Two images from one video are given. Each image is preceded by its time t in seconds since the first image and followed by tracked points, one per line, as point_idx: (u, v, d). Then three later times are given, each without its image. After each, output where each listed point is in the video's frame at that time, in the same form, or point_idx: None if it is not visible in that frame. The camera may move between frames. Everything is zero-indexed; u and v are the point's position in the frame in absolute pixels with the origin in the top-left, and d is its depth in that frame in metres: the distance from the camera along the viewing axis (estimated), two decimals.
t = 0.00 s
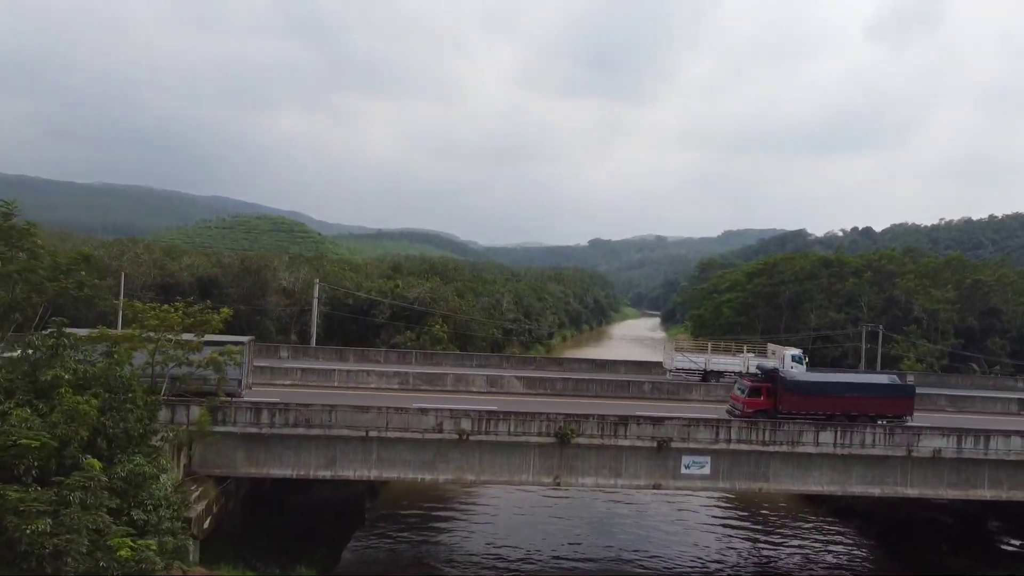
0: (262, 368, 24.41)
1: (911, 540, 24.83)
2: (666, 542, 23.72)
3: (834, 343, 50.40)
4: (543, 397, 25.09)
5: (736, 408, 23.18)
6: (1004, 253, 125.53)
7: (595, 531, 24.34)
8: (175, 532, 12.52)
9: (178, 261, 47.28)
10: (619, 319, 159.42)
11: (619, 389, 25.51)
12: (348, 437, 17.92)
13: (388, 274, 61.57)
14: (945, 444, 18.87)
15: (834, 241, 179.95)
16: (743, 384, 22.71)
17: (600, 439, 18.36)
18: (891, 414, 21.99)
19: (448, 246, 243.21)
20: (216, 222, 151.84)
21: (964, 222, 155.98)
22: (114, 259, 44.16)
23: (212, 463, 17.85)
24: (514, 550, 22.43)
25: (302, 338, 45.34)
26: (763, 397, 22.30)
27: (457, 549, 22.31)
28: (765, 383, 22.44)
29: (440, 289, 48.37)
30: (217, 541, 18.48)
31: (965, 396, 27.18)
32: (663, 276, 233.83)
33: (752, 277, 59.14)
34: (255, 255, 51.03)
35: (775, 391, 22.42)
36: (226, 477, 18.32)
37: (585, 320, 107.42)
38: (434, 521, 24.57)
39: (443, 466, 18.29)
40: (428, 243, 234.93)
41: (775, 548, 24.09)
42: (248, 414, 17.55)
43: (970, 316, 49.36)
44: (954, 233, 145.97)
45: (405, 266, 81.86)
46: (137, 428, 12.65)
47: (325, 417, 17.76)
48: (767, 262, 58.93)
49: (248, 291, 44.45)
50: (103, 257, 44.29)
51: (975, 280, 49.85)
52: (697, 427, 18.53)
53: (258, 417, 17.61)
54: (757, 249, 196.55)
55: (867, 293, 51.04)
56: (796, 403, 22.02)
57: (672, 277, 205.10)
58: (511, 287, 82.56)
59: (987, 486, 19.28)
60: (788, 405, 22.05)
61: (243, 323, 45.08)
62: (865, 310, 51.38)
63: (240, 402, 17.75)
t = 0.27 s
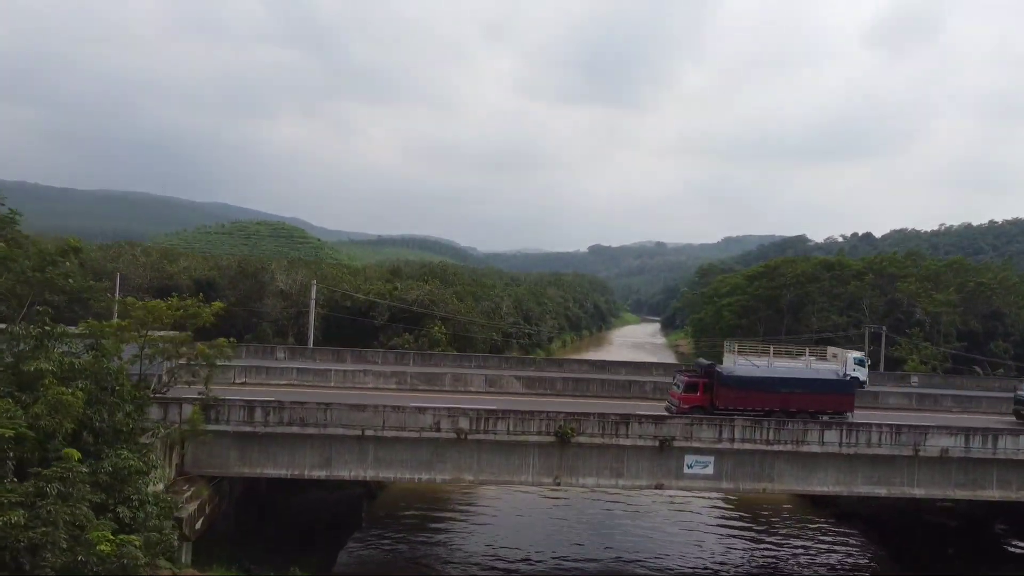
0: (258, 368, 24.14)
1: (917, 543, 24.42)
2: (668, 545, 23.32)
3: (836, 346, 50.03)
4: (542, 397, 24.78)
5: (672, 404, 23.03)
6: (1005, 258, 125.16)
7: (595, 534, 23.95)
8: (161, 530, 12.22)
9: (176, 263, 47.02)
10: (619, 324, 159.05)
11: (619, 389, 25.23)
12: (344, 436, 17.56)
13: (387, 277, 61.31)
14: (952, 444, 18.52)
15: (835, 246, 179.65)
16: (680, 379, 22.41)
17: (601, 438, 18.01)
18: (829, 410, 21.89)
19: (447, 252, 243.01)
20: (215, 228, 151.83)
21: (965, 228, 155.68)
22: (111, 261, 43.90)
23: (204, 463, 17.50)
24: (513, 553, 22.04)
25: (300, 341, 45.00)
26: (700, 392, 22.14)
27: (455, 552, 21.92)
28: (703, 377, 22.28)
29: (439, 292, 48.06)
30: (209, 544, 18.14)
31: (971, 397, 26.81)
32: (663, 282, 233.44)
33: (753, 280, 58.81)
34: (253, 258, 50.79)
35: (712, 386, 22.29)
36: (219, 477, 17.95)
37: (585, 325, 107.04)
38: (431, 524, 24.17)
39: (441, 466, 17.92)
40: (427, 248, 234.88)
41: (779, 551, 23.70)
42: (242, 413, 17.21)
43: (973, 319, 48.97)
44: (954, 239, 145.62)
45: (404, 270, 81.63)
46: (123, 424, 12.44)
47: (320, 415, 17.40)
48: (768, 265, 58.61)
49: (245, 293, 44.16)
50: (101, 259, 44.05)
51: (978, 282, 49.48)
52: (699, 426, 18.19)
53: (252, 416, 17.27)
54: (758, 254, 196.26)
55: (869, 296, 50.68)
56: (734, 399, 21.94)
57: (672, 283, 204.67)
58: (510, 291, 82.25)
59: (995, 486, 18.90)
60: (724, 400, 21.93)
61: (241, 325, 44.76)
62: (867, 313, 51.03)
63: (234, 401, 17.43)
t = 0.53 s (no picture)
0: (254, 361, 23.98)
1: (922, 538, 24.10)
2: (669, 541, 23.00)
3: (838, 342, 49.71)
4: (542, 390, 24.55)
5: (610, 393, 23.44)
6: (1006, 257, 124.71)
7: (595, 529, 23.62)
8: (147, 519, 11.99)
9: (174, 259, 46.73)
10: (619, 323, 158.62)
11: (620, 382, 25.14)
12: (341, 428, 17.25)
13: (386, 274, 61.00)
14: (959, 436, 18.21)
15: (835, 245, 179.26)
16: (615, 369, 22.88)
17: (601, 430, 17.70)
18: (766, 400, 22.02)
19: (447, 251, 242.56)
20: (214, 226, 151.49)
21: (966, 226, 155.29)
22: (108, 257, 43.65)
23: (198, 455, 17.20)
24: (511, 548, 21.72)
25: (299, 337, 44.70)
26: (633, 380, 22.54)
27: (453, 547, 21.60)
28: (636, 366, 22.69)
29: (438, 288, 47.76)
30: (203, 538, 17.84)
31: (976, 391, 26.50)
32: (663, 281, 232.99)
33: (754, 276, 58.47)
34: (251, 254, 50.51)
35: (645, 375, 22.61)
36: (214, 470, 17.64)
37: (586, 324, 106.65)
38: (430, 519, 23.85)
39: (439, 459, 17.60)
40: (427, 248, 234.48)
41: (782, 547, 23.37)
42: (236, 404, 16.92)
43: (976, 316, 48.65)
44: (955, 237, 145.19)
45: (403, 268, 81.35)
46: (112, 411, 12.24)
47: (316, 407, 17.09)
48: (769, 262, 58.28)
49: (243, 289, 43.85)
50: (98, 255, 43.79)
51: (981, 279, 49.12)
52: (702, 418, 17.89)
53: (246, 407, 16.97)
54: (758, 254, 195.83)
55: (871, 292, 50.35)
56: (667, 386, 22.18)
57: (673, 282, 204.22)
58: (510, 289, 81.88)
59: (1003, 479, 18.59)
60: (657, 390, 22.24)
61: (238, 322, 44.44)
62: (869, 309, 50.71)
63: (228, 392, 17.14)
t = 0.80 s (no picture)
0: (250, 354, 23.83)
1: (925, 534, 23.77)
2: (670, 535, 22.71)
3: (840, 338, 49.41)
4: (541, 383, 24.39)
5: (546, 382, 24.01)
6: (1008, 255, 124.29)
7: (596, 524, 23.32)
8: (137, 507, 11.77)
9: (172, 254, 46.52)
10: (619, 322, 158.27)
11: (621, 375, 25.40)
12: (338, 420, 16.95)
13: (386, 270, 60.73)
14: (966, 428, 17.91)
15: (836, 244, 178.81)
16: (547, 357, 23.51)
17: (602, 421, 17.40)
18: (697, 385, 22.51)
19: (447, 251, 242.20)
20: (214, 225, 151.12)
21: (967, 225, 154.85)
22: (106, 253, 43.44)
23: (192, 447, 16.91)
24: (511, 543, 21.42)
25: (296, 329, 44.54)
26: (564, 368, 23.10)
27: (452, 542, 21.30)
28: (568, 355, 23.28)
29: (437, 283, 47.49)
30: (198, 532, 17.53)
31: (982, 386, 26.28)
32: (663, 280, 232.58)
33: (756, 273, 58.20)
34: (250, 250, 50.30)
35: (576, 363, 23.17)
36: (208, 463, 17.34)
37: (586, 322, 106.36)
38: (428, 515, 23.55)
39: (437, 451, 17.30)
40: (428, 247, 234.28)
41: (784, 542, 23.07)
42: (231, 396, 16.63)
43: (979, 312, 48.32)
44: (957, 236, 144.77)
45: (403, 265, 81.04)
46: (100, 398, 12.01)
47: (312, 398, 16.80)
48: (770, 258, 57.96)
49: (241, 284, 43.61)
50: (96, 251, 43.57)
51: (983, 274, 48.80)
52: (705, 409, 17.61)
53: (241, 398, 16.68)
54: (759, 253, 195.38)
55: (873, 288, 50.05)
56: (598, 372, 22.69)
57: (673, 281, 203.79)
58: (511, 286, 81.66)
59: (1010, 471, 18.28)
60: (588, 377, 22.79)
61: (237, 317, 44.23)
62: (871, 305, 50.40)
63: (223, 383, 16.85)
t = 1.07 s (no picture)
0: (247, 347, 23.70)
1: (930, 529, 23.46)
2: (672, 530, 22.42)
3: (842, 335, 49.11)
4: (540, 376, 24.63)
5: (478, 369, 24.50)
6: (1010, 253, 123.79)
7: (597, 519, 23.03)
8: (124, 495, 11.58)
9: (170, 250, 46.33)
10: (620, 321, 157.86)
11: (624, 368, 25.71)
12: (335, 412, 16.67)
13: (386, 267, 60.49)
14: (974, 419, 17.60)
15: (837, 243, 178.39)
16: (478, 346, 24.07)
17: (604, 413, 17.12)
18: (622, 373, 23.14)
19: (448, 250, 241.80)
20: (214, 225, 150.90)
21: (969, 223, 154.37)
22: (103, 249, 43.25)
23: (187, 439, 16.64)
24: (510, 538, 21.12)
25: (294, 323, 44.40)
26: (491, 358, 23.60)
27: (451, 537, 21.00)
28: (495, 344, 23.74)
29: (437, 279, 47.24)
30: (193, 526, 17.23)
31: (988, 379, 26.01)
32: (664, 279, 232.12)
33: (757, 269, 57.91)
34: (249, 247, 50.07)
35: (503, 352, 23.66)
36: (203, 455, 17.06)
37: (587, 321, 106.03)
38: (427, 510, 23.26)
39: (436, 443, 17.00)
40: (429, 247, 233.92)
41: (788, 536, 22.77)
42: (226, 386, 16.37)
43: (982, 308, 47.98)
44: (959, 234, 144.28)
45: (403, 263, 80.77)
46: (88, 384, 11.80)
47: (309, 389, 16.53)
48: (772, 254, 57.65)
49: (240, 281, 43.40)
50: (93, 247, 43.38)
51: (987, 270, 48.49)
52: (708, 400, 17.32)
53: (236, 389, 16.41)
54: (760, 252, 194.92)
55: (875, 284, 49.75)
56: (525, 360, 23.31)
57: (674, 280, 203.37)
58: (511, 284, 81.40)
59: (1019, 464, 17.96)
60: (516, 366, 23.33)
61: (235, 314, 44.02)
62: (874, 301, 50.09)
63: (218, 374, 16.59)
